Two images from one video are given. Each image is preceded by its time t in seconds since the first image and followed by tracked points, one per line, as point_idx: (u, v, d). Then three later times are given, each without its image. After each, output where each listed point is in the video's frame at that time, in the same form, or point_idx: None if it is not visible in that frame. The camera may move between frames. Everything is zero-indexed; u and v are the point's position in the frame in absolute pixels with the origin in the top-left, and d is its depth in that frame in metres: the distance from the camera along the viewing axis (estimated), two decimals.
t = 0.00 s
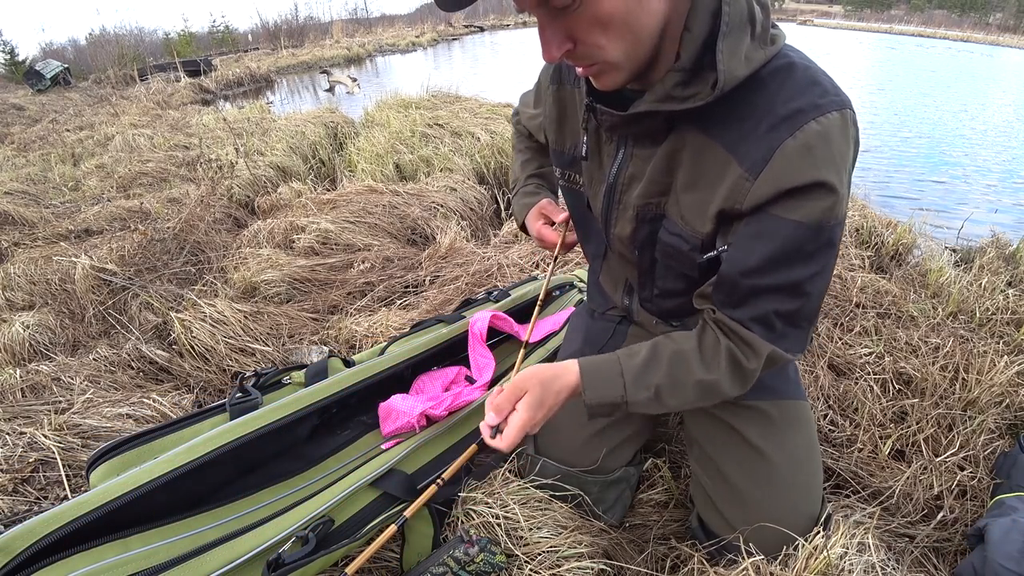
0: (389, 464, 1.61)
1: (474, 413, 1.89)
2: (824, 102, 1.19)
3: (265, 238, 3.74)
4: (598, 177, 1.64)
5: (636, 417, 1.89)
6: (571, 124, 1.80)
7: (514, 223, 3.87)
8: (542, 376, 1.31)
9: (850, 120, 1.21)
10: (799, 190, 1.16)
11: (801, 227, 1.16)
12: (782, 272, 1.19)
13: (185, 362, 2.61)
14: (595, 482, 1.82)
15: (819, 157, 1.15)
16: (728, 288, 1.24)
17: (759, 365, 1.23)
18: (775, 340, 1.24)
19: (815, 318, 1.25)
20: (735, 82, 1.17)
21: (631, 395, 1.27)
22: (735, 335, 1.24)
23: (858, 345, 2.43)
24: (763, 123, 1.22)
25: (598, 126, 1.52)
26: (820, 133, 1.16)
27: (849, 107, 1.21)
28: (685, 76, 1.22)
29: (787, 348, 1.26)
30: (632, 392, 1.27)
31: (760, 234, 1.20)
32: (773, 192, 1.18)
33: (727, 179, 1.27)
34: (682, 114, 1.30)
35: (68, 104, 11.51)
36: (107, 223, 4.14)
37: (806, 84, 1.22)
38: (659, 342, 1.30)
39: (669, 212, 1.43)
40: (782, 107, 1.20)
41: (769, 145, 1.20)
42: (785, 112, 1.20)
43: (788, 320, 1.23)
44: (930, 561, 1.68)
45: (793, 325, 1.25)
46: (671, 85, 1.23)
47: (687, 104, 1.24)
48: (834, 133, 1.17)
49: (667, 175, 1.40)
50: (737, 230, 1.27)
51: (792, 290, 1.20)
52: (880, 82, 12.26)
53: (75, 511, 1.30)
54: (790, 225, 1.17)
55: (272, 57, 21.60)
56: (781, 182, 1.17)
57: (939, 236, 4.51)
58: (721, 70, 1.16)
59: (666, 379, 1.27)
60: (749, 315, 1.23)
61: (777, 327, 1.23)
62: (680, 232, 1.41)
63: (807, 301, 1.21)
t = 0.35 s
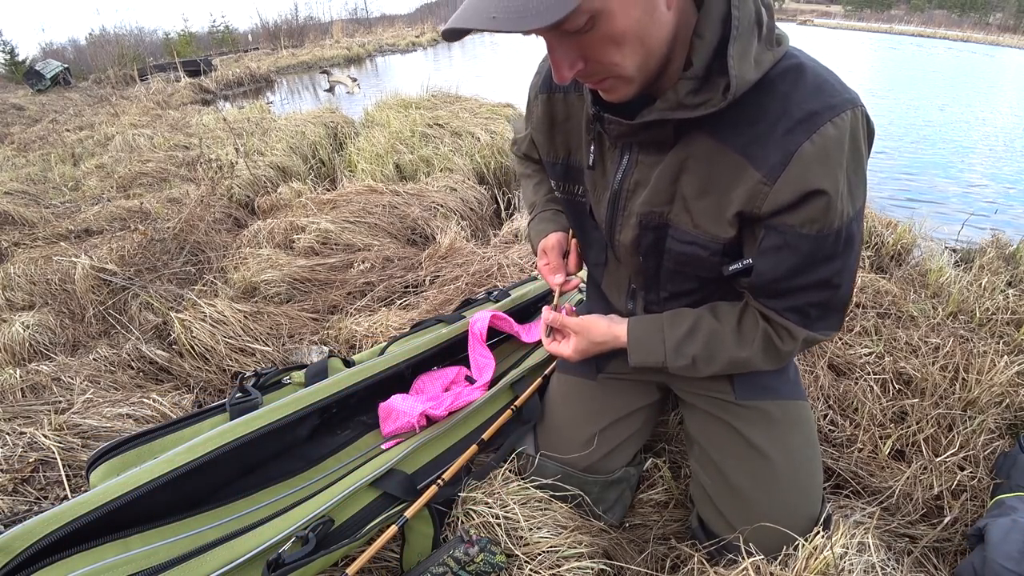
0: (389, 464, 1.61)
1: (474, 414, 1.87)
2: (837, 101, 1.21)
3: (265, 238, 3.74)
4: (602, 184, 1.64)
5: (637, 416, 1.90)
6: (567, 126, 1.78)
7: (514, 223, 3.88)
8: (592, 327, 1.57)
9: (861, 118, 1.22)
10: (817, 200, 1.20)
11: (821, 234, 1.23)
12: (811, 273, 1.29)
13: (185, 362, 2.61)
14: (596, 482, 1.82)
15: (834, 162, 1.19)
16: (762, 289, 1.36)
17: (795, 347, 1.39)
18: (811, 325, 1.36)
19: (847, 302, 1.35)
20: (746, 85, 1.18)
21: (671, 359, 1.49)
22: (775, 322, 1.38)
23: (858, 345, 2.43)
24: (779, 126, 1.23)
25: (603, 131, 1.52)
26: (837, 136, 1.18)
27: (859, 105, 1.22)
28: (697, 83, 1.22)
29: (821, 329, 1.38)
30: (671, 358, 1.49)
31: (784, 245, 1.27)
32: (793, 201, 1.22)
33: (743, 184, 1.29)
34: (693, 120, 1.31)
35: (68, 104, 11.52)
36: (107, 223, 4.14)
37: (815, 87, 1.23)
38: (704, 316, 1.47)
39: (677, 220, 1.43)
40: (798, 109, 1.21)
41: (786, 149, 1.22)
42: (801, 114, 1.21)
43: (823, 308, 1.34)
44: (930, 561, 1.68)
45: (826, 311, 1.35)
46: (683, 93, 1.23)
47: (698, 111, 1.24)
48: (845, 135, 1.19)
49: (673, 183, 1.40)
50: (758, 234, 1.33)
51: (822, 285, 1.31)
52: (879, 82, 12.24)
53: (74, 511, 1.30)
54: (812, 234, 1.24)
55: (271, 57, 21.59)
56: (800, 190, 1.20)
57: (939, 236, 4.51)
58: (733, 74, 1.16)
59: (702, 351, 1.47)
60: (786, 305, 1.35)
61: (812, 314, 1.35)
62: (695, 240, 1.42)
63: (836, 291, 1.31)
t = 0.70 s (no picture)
0: (390, 464, 1.61)
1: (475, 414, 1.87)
2: (837, 106, 1.21)
3: (265, 238, 3.74)
4: (602, 184, 1.64)
5: (637, 415, 1.90)
6: (570, 126, 1.78)
7: (514, 223, 3.88)
8: (593, 324, 1.57)
9: (859, 124, 1.23)
10: (815, 205, 1.20)
11: (817, 240, 1.23)
12: (809, 278, 1.29)
13: (185, 362, 2.61)
14: (596, 482, 1.82)
15: (833, 167, 1.19)
16: (762, 293, 1.36)
17: (794, 350, 1.39)
18: (810, 330, 1.37)
19: (847, 307, 1.35)
20: (746, 90, 1.17)
21: (669, 359, 1.50)
22: (775, 326, 1.39)
23: (858, 345, 2.43)
24: (779, 130, 1.23)
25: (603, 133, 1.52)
26: (836, 141, 1.19)
27: (860, 111, 1.23)
28: (696, 87, 1.22)
29: (820, 334, 1.39)
30: (670, 358, 1.49)
31: (783, 250, 1.27)
32: (791, 206, 1.22)
33: (743, 186, 1.28)
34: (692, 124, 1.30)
35: (68, 104, 11.52)
36: (107, 223, 4.14)
37: (816, 91, 1.23)
38: (704, 317, 1.47)
39: (677, 223, 1.42)
40: (797, 114, 1.21)
41: (785, 153, 1.21)
42: (800, 119, 1.21)
43: (820, 312, 1.35)
44: (930, 561, 1.68)
45: (826, 315, 1.36)
46: (682, 97, 1.23)
47: (696, 116, 1.24)
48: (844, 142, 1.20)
49: (672, 186, 1.40)
50: (757, 237, 1.33)
51: (821, 290, 1.31)
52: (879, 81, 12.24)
53: (74, 511, 1.30)
54: (809, 239, 1.24)
55: (271, 57, 21.59)
56: (798, 194, 1.20)
57: (939, 236, 4.51)
58: (731, 79, 1.15)
59: (701, 351, 1.47)
60: (785, 309, 1.36)
61: (811, 318, 1.35)
62: (693, 242, 1.41)
63: (836, 296, 1.32)
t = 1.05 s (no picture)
0: (390, 464, 1.61)
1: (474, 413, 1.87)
2: (822, 105, 1.21)
3: (265, 238, 3.74)
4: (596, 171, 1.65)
5: (637, 416, 1.90)
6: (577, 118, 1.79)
7: (514, 223, 3.87)
8: (595, 295, 1.51)
9: (848, 125, 1.22)
10: (803, 199, 1.17)
11: (808, 237, 1.20)
12: (803, 280, 1.26)
13: (185, 362, 2.61)
14: (596, 482, 1.82)
15: (817, 163, 1.17)
16: (753, 297, 1.33)
17: (791, 358, 1.33)
18: (808, 338, 1.32)
19: (847, 317, 1.32)
20: (729, 86, 1.17)
21: (662, 348, 1.45)
22: (771, 328, 1.34)
23: (858, 346, 2.43)
24: (760, 127, 1.23)
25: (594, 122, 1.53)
26: (818, 137, 1.17)
27: (847, 111, 1.22)
28: (679, 82, 1.21)
29: (821, 345, 1.34)
30: (664, 347, 1.44)
31: (772, 247, 1.24)
32: (775, 200, 1.21)
33: (724, 182, 1.28)
34: (676, 118, 1.31)
35: (68, 104, 11.51)
36: (107, 223, 4.13)
37: (801, 88, 1.23)
38: (703, 311, 1.43)
39: (661, 215, 1.43)
40: (780, 110, 1.22)
41: (766, 150, 1.21)
42: (781, 116, 1.21)
43: (818, 319, 1.31)
44: (931, 561, 1.68)
45: (824, 324, 1.32)
46: (665, 90, 1.23)
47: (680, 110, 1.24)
48: (832, 138, 1.18)
49: (660, 178, 1.40)
50: (747, 241, 1.30)
51: (816, 295, 1.27)
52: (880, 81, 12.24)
53: (74, 511, 1.30)
54: (800, 236, 1.21)
55: (271, 57, 21.57)
56: (782, 187, 1.19)
57: (939, 236, 4.51)
58: (714, 75, 1.15)
59: (696, 345, 1.42)
60: (779, 314, 1.32)
61: (809, 326, 1.31)
62: (675, 235, 1.42)
63: (833, 303, 1.28)
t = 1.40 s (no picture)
0: (390, 464, 1.61)
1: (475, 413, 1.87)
2: (826, 97, 1.20)
3: (265, 238, 3.74)
4: (603, 166, 1.65)
5: (637, 416, 1.90)
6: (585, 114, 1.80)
7: (514, 223, 3.87)
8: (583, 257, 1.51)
9: (853, 118, 1.21)
10: (797, 184, 1.16)
11: (799, 225, 1.18)
12: (784, 271, 1.23)
13: (185, 362, 2.61)
14: (595, 482, 1.83)
15: (816, 153, 1.16)
16: (733, 283, 1.32)
17: (762, 355, 1.30)
18: (782, 337, 1.29)
19: (827, 322, 1.28)
20: (737, 74, 1.17)
21: (639, 321, 1.44)
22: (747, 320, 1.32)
23: (858, 345, 2.43)
24: (765, 116, 1.22)
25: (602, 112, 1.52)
26: (821, 126, 1.17)
27: (851, 105, 1.22)
28: (688, 67, 1.20)
29: (795, 350, 1.30)
30: (640, 320, 1.44)
31: (760, 232, 1.23)
32: (770, 187, 1.20)
33: (727, 173, 1.28)
34: (684, 104, 1.30)
35: (67, 104, 11.51)
36: (107, 223, 4.14)
37: (808, 77, 1.23)
38: (687, 294, 1.42)
39: (670, 207, 1.43)
40: (784, 100, 1.21)
41: (769, 138, 1.21)
42: (786, 105, 1.20)
43: (797, 318, 1.27)
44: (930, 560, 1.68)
45: (801, 326, 1.28)
46: (673, 75, 1.22)
47: (688, 96, 1.23)
48: (834, 129, 1.17)
49: (668, 170, 1.40)
50: (738, 225, 1.29)
51: (798, 292, 1.24)
52: (880, 82, 12.24)
53: (74, 511, 1.30)
54: (789, 222, 1.19)
55: (271, 57, 21.56)
56: (778, 174, 1.18)
57: (939, 236, 4.51)
58: (722, 62, 1.15)
59: (672, 326, 1.41)
60: (756, 307, 1.30)
61: (785, 324, 1.28)
62: (682, 227, 1.42)
63: (813, 302, 1.24)
